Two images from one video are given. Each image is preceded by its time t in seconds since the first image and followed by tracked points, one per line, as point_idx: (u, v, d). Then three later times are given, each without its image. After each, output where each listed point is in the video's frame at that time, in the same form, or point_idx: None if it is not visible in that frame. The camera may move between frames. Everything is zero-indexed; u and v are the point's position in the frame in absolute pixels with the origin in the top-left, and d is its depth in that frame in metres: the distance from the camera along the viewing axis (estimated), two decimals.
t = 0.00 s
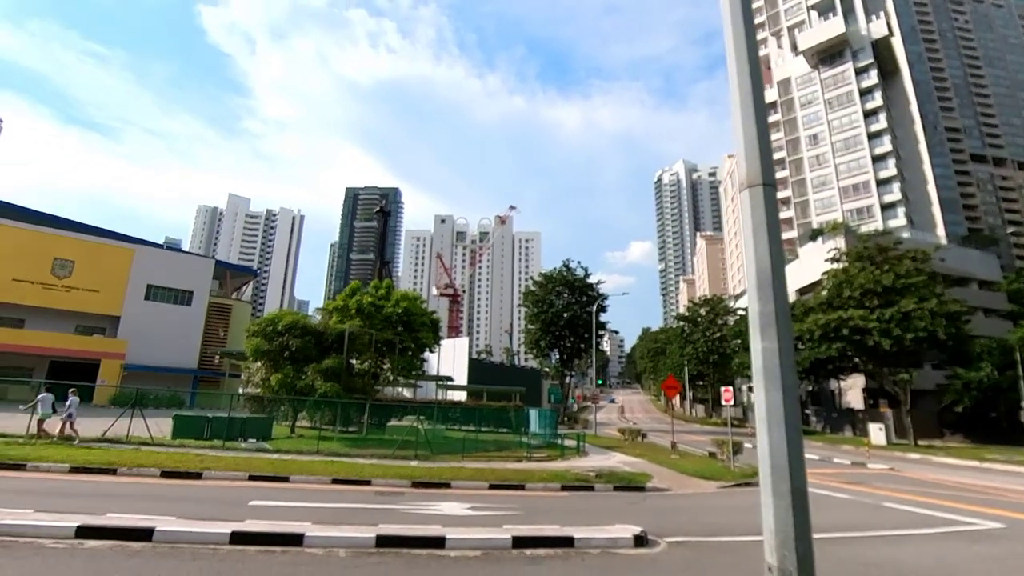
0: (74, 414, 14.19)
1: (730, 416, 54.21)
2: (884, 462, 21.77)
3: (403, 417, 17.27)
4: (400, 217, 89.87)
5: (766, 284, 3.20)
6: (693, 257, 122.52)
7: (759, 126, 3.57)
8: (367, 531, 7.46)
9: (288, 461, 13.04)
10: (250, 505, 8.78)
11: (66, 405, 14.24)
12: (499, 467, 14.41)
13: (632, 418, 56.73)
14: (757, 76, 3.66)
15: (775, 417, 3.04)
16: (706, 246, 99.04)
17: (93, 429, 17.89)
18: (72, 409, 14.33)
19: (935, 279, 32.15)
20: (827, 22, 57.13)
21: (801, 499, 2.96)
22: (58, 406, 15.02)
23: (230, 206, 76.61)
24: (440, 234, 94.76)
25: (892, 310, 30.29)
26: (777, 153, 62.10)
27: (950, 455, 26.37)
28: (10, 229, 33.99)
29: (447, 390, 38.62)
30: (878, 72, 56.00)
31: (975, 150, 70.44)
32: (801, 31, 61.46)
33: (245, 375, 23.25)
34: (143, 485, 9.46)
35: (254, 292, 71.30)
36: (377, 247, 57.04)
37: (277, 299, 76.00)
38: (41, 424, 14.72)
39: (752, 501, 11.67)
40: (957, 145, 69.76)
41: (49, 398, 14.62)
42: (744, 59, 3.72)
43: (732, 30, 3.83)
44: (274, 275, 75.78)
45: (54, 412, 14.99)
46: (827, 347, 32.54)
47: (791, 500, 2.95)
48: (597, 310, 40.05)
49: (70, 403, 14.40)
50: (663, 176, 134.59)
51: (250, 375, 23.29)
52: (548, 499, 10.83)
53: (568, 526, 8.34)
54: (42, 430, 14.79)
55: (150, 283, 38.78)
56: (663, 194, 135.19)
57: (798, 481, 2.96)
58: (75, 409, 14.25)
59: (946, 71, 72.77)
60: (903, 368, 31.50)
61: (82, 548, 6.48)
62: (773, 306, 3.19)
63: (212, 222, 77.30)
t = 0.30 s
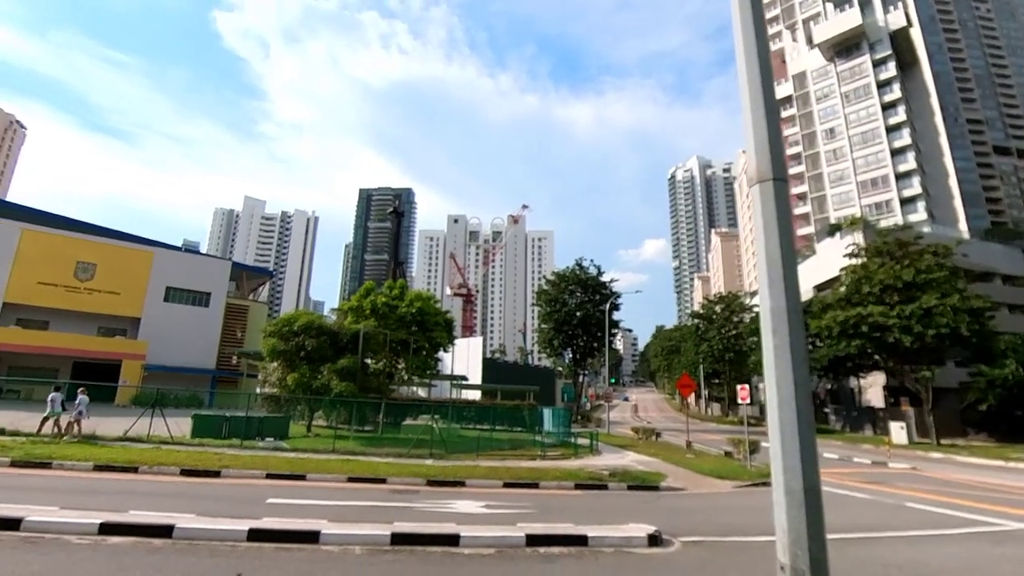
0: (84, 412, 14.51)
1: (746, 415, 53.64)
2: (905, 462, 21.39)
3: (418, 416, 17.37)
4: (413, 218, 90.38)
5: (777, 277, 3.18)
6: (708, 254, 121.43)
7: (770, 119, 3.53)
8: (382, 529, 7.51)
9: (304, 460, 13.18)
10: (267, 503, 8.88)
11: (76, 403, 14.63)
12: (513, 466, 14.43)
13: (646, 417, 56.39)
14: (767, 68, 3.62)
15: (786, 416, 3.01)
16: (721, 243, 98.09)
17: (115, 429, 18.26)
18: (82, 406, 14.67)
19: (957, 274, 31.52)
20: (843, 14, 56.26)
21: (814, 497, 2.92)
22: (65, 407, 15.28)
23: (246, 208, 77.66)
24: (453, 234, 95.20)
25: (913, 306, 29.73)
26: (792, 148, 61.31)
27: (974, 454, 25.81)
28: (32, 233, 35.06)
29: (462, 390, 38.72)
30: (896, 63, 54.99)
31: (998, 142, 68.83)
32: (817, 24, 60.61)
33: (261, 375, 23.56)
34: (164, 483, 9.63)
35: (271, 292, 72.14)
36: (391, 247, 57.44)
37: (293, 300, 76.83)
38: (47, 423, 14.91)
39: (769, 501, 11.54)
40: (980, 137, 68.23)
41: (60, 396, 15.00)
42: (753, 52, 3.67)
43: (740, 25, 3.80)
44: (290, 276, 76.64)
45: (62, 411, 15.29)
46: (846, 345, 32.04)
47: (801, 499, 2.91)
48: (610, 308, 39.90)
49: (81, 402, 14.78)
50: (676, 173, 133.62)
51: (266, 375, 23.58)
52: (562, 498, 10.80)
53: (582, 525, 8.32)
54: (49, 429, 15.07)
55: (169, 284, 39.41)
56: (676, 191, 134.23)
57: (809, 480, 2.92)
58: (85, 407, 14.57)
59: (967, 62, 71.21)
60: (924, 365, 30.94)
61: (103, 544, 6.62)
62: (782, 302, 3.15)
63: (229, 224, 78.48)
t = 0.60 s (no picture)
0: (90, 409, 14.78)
1: (764, 413, 52.99)
2: (928, 461, 20.95)
3: (433, 415, 17.42)
4: (427, 218, 90.81)
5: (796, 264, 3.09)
6: (723, 251, 120.28)
7: (787, 104, 3.44)
8: (397, 526, 7.55)
9: (320, 457, 13.28)
10: (284, 500, 8.96)
11: (85, 400, 14.89)
12: (526, 464, 14.41)
13: (661, 415, 56.03)
14: (782, 50, 3.53)
15: (807, 409, 2.92)
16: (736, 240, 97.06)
17: (134, 427, 18.55)
18: (89, 404, 15.00)
19: (981, 268, 30.78)
20: (860, 5, 55.30)
21: (838, 493, 2.82)
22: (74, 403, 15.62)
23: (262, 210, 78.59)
24: (466, 233, 95.55)
25: (935, 301, 29.10)
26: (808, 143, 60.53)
27: (999, 453, 25.21)
28: (55, 236, 35.83)
29: (476, 389, 38.77)
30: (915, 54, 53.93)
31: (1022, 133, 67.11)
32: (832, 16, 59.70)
33: (277, 374, 23.78)
34: (182, 481, 9.76)
35: (287, 293, 72.82)
36: (404, 247, 57.70)
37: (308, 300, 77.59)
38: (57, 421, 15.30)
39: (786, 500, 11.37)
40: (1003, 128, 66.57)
41: (66, 395, 15.30)
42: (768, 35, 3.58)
43: (756, 9, 3.71)
44: (305, 277, 77.39)
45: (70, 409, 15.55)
46: (865, 341, 31.51)
47: (824, 495, 2.81)
48: (624, 306, 39.66)
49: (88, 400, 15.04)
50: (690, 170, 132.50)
51: (282, 374, 23.83)
52: (576, 496, 10.77)
53: (597, 523, 8.28)
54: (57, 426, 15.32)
55: (186, 286, 39.99)
56: (690, 187, 133.18)
57: (832, 475, 2.83)
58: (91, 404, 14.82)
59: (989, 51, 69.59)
60: (947, 362, 30.31)
61: (122, 540, 6.73)
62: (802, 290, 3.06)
63: (245, 226, 79.57)
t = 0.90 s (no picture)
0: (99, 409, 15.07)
1: (781, 411, 52.35)
2: (952, 461, 20.50)
3: (447, 414, 17.45)
4: (440, 218, 91.18)
5: (824, 253, 2.93)
6: (739, 248, 119.04)
7: (813, 84, 3.26)
8: (412, 525, 7.56)
9: (336, 456, 13.35)
10: (300, 499, 9.02)
11: (93, 400, 15.20)
12: (541, 463, 14.36)
13: (676, 414, 55.61)
14: (808, 28, 3.35)
15: (840, 408, 2.73)
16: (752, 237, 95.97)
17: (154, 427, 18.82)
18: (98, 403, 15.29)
19: (1007, 262, 30.04)
20: None
21: (874, 495, 2.65)
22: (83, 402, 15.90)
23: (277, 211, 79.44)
24: (479, 233, 95.90)
25: (959, 297, 28.48)
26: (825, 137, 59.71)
27: None
28: (78, 241, 36.46)
29: (490, 388, 38.79)
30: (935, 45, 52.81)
31: None
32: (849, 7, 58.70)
33: (293, 374, 24.00)
34: (200, 479, 9.87)
35: (303, 294, 73.57)
36: (418, 247, 57.93)
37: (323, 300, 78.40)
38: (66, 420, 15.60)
39: (806, 501, 11.19)
40: None
41: (74, 395, 15.55)
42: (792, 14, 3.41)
43: None
44: (320, 278, 78.14)
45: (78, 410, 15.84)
46: (886, 338, 30.95)
47: (859, 498, 2.64)
48: (638, 304, 39.40)
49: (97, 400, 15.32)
50: (704, 166, 131.34)
51: (298, 374, 24.05)
52: (592, 496, 10.71)
53: (613, 523, 8.21)
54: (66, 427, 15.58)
55: (203, 287, 40.52)
56: (704, 184, 132.02)
57: (867, 478, 2.65)
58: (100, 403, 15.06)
59: (1013, 40, 67.95)
60: (972, 359, 29.69)
61: (141, 538, 6.82)
62: (834, 281, 2.88)
63: (261, 228, 80.59)
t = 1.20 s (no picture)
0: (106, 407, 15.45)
1: (799, 406, 51.79)
2: (975, 456, 20.09)
3: (462, 409, 17.53)
4: (453, 214, 91.43)
5: (866, 233, 2.81)
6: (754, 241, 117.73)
7: (852, 58, 3.12)
8: (429, 520, 7.61)
9: (352, 451, 13.46)
10: (317, 493, 9.13)
11: (103, 394, 15.76)
12: (555, 458, 14.35)
13: (691, 409, 55.26)
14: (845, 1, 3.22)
15: (886, 399, 2.61)
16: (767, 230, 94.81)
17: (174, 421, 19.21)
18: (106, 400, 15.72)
19: None
20: None
21: (924, 494, 2.52)
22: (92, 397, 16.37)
23: (294, 209, 80.30)
24: (492, 229, 96.30)
25: (983, 289, 27.88)
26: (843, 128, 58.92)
27: None
28: (99, 240, 37.33)
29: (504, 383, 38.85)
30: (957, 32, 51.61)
31: None
32: None
33: (310, 369, 24.25)
34: (220, 474, 10.03)
35: (320, 290, 74.31)
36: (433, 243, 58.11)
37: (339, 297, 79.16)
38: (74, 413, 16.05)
39: (825, 497, 11.06)
40: None
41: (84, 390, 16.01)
42: None
43: None
44: (336, 275, 78.81)
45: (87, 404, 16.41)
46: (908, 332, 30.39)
47: (908, 498, 2.51)
48: (652, 298, 39.11)
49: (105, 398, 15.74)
50: (719, 159, 129.99)
51: (315, 370, 24.29)
52: (607, 491, 10.69)
53: (630, 519, 8.19)
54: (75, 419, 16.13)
55: (222, 285, 41.07)
56: (719, 177, 130.69)
57: (917, 475, 2.52)
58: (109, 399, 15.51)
59: None
60: (997, 353, 29.11)
61: (161, 532, 6.95)
62: (878, 262, 2.76)
63: (277, 226, 81.48)
